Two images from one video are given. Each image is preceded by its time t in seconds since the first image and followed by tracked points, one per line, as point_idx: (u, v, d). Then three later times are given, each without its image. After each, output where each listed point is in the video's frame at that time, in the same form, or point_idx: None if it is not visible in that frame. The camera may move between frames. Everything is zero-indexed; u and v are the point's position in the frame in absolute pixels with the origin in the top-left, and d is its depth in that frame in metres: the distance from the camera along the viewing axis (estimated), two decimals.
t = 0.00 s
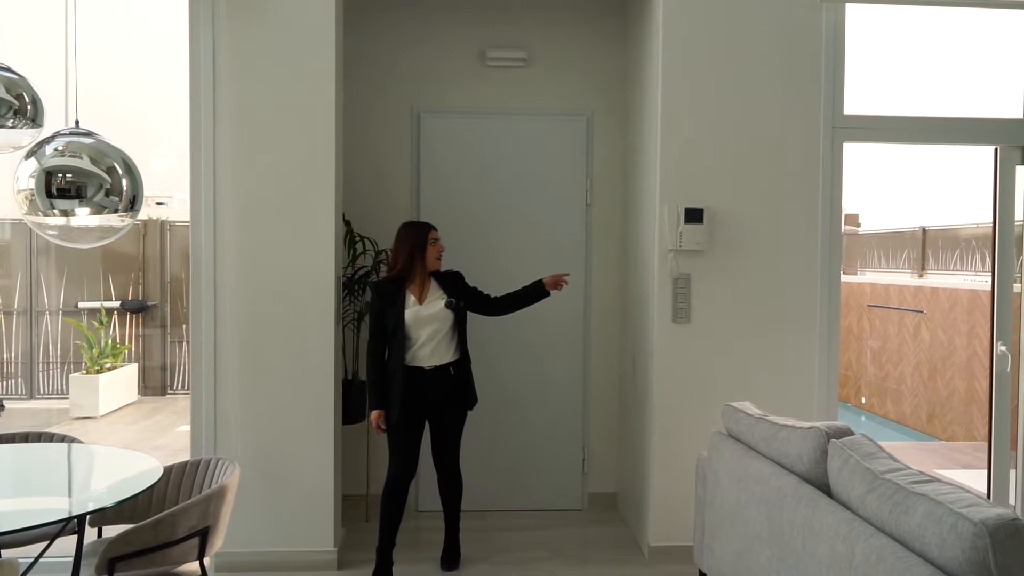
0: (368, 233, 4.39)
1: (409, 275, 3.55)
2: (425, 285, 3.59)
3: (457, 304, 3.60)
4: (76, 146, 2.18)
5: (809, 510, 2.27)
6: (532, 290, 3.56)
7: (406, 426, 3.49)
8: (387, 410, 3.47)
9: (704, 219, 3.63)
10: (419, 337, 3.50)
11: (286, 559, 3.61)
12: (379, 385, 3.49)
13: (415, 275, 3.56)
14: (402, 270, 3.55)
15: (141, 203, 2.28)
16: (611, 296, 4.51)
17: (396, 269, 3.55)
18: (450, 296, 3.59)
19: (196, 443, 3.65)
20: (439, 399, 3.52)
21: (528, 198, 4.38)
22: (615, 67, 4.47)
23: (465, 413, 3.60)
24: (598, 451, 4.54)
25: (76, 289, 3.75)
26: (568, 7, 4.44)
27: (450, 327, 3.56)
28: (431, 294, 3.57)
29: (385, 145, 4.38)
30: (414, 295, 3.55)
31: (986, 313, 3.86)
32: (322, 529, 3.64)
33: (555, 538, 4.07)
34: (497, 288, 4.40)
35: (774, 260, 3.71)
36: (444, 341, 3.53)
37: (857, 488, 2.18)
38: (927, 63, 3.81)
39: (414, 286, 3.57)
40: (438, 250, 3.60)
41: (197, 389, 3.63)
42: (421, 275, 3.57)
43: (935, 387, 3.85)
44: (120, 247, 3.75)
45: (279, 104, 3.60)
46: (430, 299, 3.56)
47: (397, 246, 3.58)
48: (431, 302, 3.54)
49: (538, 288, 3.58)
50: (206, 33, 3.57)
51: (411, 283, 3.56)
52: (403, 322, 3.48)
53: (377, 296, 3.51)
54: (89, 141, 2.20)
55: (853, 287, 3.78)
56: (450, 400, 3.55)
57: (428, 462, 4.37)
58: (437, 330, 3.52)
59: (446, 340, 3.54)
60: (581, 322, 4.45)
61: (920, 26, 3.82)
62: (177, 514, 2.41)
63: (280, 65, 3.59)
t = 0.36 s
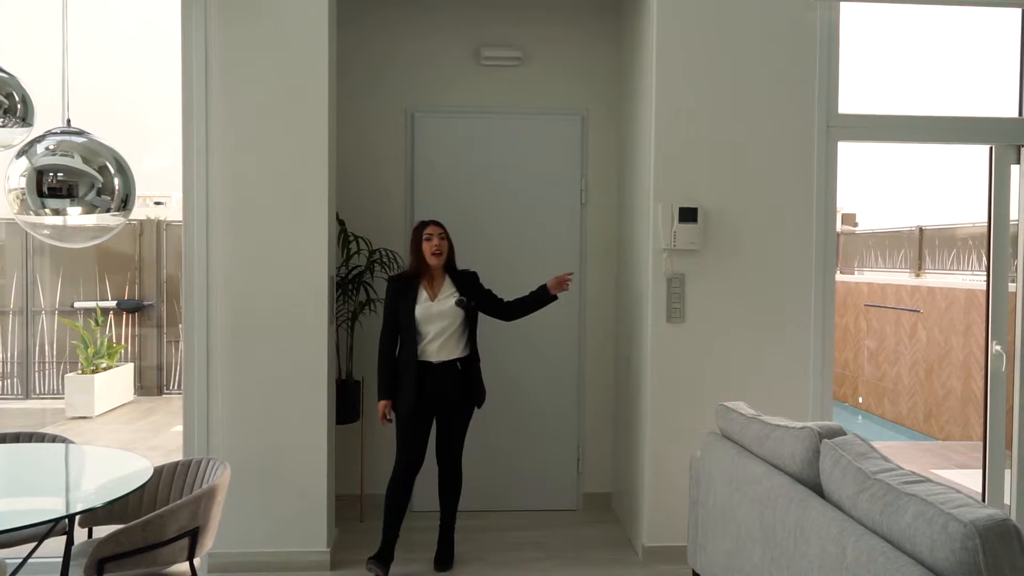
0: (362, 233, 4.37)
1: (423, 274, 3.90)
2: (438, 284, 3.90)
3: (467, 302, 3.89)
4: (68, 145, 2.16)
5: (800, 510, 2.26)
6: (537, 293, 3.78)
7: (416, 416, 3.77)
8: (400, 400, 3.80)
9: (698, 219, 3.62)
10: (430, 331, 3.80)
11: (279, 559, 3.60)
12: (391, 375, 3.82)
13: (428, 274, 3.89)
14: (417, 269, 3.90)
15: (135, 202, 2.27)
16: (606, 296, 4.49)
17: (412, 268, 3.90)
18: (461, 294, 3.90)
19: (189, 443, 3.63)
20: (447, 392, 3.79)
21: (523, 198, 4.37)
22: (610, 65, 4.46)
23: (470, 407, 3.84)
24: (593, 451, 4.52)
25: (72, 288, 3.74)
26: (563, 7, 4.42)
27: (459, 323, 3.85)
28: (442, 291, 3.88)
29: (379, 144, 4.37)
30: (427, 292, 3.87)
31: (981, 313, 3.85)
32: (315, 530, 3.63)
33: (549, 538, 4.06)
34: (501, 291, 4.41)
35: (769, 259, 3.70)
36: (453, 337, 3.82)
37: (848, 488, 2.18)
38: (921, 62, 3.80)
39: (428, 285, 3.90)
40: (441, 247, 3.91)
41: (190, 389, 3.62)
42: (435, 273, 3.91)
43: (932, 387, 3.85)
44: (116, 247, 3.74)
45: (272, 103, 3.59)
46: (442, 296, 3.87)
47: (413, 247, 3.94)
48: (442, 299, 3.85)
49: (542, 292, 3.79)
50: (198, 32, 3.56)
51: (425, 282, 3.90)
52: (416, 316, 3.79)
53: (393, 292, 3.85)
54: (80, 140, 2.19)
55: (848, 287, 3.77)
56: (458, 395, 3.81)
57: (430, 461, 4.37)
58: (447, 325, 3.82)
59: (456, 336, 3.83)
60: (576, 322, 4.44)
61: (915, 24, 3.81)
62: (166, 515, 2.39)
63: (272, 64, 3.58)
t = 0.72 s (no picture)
0: (357, 233, 4.36)
1: (424, 273, 3.95)
2: (438, 284, 3.94)
3: (465, 303, 3.89)
4: (55, 145, 2.15)
5: (792, 511, 2.25)
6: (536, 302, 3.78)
7: (412, 413, 3.81)
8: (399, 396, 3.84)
9: (692, 219, 3.61)
10: (426, 330, 3.84)
11: (272, 561, 3.59)
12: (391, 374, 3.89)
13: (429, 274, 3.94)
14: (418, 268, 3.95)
15: (123, 203, 2.26)
16: (601, 296, 4.48)
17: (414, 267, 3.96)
18: (459, 295, 3.90)
19: (182, 444, 3.62)
20: (443, 392, 3.81)
21: (517, 198, 4.37)
22: (605, 65, 4.45)
23: (469, 407, 3.84)
24: (587, 452, 4.52)
25: (69, 288, 3.73)
26: (557, 7, 4.42)
27: (457, 324, 3.87)
28: (441, 291, 3.91)
29: (373, 144, 4.36)
30: (425, 291, 3.91)
31: (976, 314, 3.85)
32: (308, 532, 3.62)
33: (543, 539, 4.05)
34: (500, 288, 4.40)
35: (763, 259, 3.69)
36: (450, 337, 3.85)
37: (839, 490, 2.17)
38: (916, 62, 3.80)
39: (428, 284, 3.94)
40: (440, 247, 3.91)
41: (183, 390, 3.61)
42: (435, 273, 3.95)
43: (929, 388, 3.88)
44: (113, 247, 3.73)
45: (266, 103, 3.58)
46: (439, 296, 3.89)
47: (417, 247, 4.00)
48: (438, 299, 3.87)
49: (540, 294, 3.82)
50: (190, 32, 3.55)
51: (426, 282, 3.94)
52: (412, 315, 3.85)
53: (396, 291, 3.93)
54: (68, 140, 2.18)
55: (844, 289, 3.78)
56: (453, 396, 3.82)
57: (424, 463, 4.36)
58: (444, 325, 3.84)
59: (452, 336, 3.86)
60: (570, 323, 4.44)
61: (910, 24, 3.81)
62: (156, 517, 2.39)
63: (265, 65, 3.57)
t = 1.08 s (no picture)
0: (351, 234, 4.36)
1: (419, 274, 3.96)
2: (433, 285, 3.95)
3: (459, 305, 3.90)
4: (40, 145, 2.14)
5: (783, 513, 2.25)
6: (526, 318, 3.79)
7: (409, 414, 3.81)
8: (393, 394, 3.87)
9: (686, 220, 3.61)
10: (420, 329, 3.84)
11: (265, 562, 3.59)
12: (388, 376, 3.92)
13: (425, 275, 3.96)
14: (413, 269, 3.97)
15: (108, 203, 2.26)
16: (596, 297, 4.48)
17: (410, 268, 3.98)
18: (453, 297, 3.90)
19: (176, 445, 3.62)
20: (433, 387, 3.81)
21: (512, 199, 4.37)
22: (600, 65, 4.45)
23: (463, 408, 3.84)
24: (582, 453, 4.51)
25: (65, 290, 3.71)
26: (552, 7, 4.42)
27: (451, 325, 3.86)
28: (436, 292, 3.91)
29: (368, 145, 4.36)
30: (420, 292, 3.92)
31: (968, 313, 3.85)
32: (302, 533, 3.62)
33: (537, 540, 4.05)
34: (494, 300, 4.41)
35: (757, 260, 3.69)
36: (445, 336, 3.85)
37: (830, 492, 2.16)
38: (909, 63, 3.80)
39: (424, 285, 3.96)
40: (438, 248, 3.92)
41: (177, 391, 3.61)
42: (430, 274, 3.96)
43: (926, 389, 3.84)
44: (108, 248, 3.73)
45: (259, 102, 3.58)
46: (434, 297, 3.90)
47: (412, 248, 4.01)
48: (433, 299, 3.88)
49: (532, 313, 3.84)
50: (184, 32, 3.55)
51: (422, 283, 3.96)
52: (407, 315, 3.86)
53: (391, 292, 3.95)
54: (53, 141, 2.17)
55: (838, 289, 3.76)
56: (445, 393, 3.81)
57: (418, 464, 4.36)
58: (437, 325, 3.83)
59: (446, 336, 3.86)
60: (565, 323, 4.44)
61: (903, 25, 3.81)
62: (146, 519, 2.38)
63: (258, 65, 3.57)
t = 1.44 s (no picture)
0: (344, 234, 4.36)
1: (413, 275, 3.96)
2: (428, 286, 3.96)
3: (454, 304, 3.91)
4: (21, 144, 2.14)
5: (770, 512, 2.25)
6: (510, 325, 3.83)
7: (407, 412, 3.82)
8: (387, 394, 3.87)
9: (678, 220, 3.60)
10: (417, 330, 3.86)
11: (257, 562, 3.59)
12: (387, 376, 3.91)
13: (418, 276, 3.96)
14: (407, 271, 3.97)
15: (89, 203, 2.26)
16: (590, 297, 4.48)
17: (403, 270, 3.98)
18: (447, 297, 3.91)
19: (168, 446, 3.62)
20: (425, 382, 3.80)
21: (506, 199, 4.37)
22: (593, 65, 4.45)
23: (459, 405, 3.85)
24: (576, 453, 4.51)
25: (63, 290, 3.72)
26: (545, 7, 4.42)
27: (446, 325, 3.88)
28: (431, 292, 3.93)
29: (361, 145, 4.36)
30: (415, 294, 3.93)
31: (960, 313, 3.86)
32: (294, 533, 3.62)
33: (531, 540, 4.05)
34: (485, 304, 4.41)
35: (749, 259, 3.69)
36: (441, 336, 3.87)
37: (816, 491, 2.17)
38: (902, 63, 3.80)
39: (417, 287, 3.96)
40: (431, 253, 3.92)
41: (169, 392, 3.60)
42: (424, 276, 3.97)
43: (921, 389, 3.86)
44: (104, 248, 3.72)
45: (251, 103, 3.58)
46: (428, 299, 3.91)
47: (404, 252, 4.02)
48: (429, 300, 3.89)
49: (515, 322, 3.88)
50: (176, 33, 3.55)
51: (416, 284, 3.96)
52: (403, 317, 3.88)
53: (386, 293, 3.94)
54: (34, 140, 2.17)
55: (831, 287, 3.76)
56: (439, 388, 3.81)
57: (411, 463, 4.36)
58: (434, 325, 3.86)
59: (441, 336, 3.87)
60: (560, 323, 4.44)
61: (896, 25, 3.81)
62: (134, 519, 2.38)
63: (250, 65, 3.57)
